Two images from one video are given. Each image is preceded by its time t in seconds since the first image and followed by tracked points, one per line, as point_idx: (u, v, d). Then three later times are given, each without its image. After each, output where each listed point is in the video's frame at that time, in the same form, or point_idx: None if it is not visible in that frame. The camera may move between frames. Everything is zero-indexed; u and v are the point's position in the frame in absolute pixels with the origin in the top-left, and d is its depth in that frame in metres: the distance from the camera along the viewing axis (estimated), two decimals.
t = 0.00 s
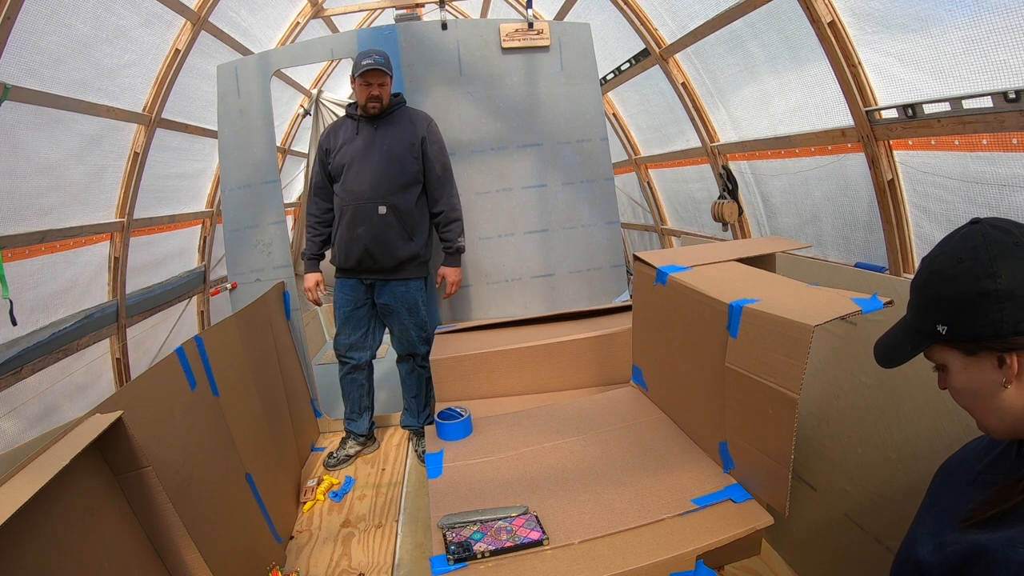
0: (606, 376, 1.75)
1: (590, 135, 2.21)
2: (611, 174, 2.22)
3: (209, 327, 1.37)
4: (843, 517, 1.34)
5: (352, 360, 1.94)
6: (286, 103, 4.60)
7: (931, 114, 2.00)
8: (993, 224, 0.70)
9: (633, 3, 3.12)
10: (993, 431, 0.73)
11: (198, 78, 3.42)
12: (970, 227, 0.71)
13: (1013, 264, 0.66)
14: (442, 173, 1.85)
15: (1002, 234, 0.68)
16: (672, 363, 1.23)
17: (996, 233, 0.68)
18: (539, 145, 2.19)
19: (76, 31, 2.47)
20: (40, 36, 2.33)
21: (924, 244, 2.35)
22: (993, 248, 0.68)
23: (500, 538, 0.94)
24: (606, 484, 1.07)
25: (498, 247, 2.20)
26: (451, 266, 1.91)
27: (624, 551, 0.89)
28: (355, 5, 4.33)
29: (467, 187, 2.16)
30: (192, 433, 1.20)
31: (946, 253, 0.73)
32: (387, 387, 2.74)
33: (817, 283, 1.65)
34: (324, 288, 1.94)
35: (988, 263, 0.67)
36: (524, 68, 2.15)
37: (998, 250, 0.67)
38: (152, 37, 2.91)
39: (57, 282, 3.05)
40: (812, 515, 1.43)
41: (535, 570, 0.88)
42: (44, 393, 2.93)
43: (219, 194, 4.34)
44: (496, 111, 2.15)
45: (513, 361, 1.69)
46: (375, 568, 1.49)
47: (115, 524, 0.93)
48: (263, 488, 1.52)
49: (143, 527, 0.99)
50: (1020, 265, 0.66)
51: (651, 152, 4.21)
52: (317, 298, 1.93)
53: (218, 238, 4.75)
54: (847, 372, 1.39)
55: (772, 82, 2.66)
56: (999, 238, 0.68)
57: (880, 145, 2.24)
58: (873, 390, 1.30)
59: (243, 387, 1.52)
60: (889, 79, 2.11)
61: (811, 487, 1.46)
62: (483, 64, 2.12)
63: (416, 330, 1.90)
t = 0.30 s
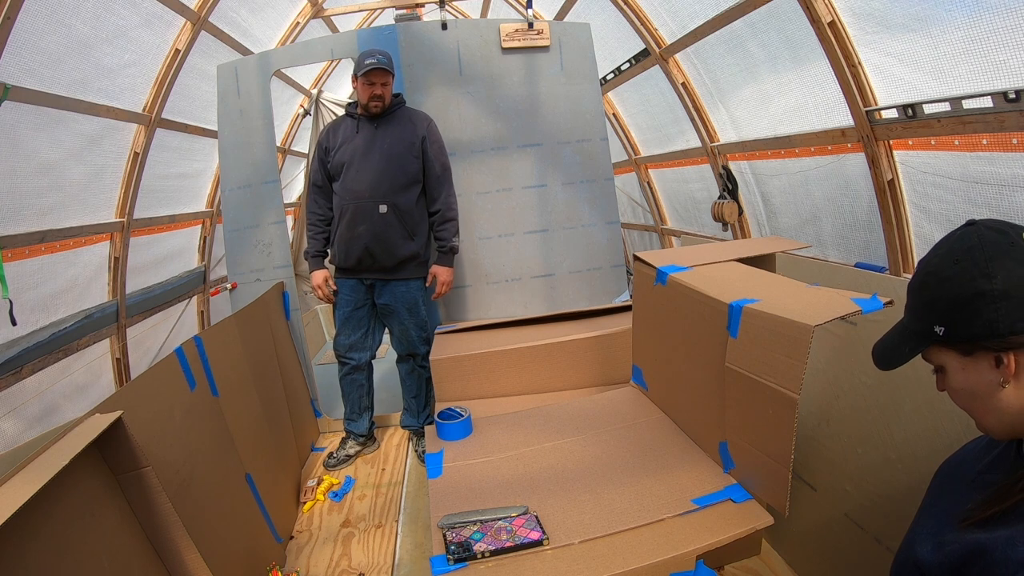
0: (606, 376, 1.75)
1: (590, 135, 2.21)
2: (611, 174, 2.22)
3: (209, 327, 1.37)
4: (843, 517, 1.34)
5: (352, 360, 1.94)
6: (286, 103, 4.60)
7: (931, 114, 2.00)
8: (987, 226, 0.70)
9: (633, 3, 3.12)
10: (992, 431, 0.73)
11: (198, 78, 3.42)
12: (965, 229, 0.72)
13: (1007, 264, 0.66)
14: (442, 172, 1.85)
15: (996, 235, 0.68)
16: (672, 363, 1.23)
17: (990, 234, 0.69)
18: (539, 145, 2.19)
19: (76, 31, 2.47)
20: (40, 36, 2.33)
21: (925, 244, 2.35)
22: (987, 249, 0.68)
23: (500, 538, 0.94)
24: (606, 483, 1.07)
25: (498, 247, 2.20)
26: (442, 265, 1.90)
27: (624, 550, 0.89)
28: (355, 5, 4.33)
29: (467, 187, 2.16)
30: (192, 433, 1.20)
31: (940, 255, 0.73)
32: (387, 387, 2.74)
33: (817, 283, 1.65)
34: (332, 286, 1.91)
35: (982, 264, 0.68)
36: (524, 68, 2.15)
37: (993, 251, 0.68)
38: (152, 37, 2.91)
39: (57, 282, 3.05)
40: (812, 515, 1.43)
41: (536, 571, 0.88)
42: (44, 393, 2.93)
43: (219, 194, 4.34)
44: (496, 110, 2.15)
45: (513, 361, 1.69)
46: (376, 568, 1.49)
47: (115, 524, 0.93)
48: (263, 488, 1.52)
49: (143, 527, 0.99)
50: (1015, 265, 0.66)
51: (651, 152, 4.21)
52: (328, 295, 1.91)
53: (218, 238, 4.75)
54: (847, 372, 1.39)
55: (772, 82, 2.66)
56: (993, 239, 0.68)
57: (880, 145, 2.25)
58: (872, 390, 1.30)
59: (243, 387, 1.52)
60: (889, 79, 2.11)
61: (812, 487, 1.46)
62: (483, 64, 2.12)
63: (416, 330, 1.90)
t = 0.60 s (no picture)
0: (606, 376, 1.75)
1: (590, 135, 2.21)
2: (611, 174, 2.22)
3: (209, 327, 1.37)
4: (843, 517, 1.34)
5: (353, 361, 1.94)
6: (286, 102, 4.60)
7: (931, 114, 2.00)
8: (982, 226, 0.70)
9: (633, 3, 3.12)
10: (989, 431, 0.73)
11: (198, 78, 3.42)
12: (961, 230, 0.71)
13: (1002, 264, 0.66)
14: (442, 172, 1.85)
15: (992, 236, 0.68)
16: (672, 363, 1.23)
17: (985, 235, 0.68)
18: (539, 145, 2.19)
19: (76, 30, 2.47)
20: (40, 36, 2.33)
21: (925, 244, 2.35)
22: (982, 250, 0.68)
23: (500, 538, 0.94)
24: (606, 483, 1.07)
25: (498, 247, 2.20)
26: (446, 265, 1.91)
27: (623, 550, 0.90)
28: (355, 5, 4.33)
29: (467, 187, 2.16)
30: (193, 433, 1.20)
31: (936, 256, 0.73)
32: (387, 387, 2.74)
33: (817, 283, 1.65)
34: (322, 288, 1.95)
35: (977, 264, 0.68)
36: (524, 68, 2.15)
37: (988, 251, 0.68)
38: (152, 37, 2.91)
39: (57, 282, 3.05)
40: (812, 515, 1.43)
41: (536, 571, 0.88)
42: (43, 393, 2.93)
43: (219, 194, 4.34)
44: (496, 110, 2.15)
45: (513, 361, 1.69)
46: (376, 568, 1.49)
47: (115, 524, 0.93)
48: (264, 488, 1.52)
49: (143, 527, 0.99)
50: (1010, 265, 0.66)
51: (651, 152, 4.21)
52: (314, 299, 1.93)
53: (218, 238, 4.75)
54: (847, 372, 1.38)
55: (772, 82, 2.66)
56: (988, 239, 0.68)
57: (880, 145, 2.24)
58: (873, 390, 1.29)
59: (243, 387, 1.52)
60: (889, 79, 2.11)
61: (812, 487, 1.46)
62: (483, 64, 2.12)
63: (416, 330, 1.90)
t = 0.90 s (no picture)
0: (606, 376, 1.75)
1: (590, 135, 2.21)
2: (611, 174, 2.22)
3: (209, 327, 1.37)
4: (843, 517, 1.34)
5: (353, 361, 1.94)
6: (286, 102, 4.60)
7: (931, 114, 2.00)
8: (980, 226, 0.70)
9: (633, 3, 3.12)
10: (989, 430, 0.73)
11: (198, 78, 3.42)
12: (959, 230, 0.71)
13: (1000, 263, 0.66)
14: (443, 173, 1.85)
15: (989, 235, 0.68)
16: (673, 363, 1.23)
17: (983, 234, 0.68)
18: (539, 145, 2.19)
19: (76, 30, 2.47)
20: (40, 36, 2.33)
21: (925, 244, 2.35)
22: (980, 249, 0.68)
23: (500, 538, 0.94)
24: (605, 483, 1.07)
25: (498, 247, 2.20)
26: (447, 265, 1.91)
27: (623, 550, 0.90)
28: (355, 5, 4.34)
29: (467, 187, 2.16)
30: (193, 434, 1.20)
31: (934, 255, 0.73)
32: (387, 387, 2.74)
33: (817, 283, 1.65)
34: (322, 289, 1.95)
35: (975, 263, 0.68)
36: (524, 68, 2.15)
37: (986, 250, 0.67)
38: (152, 37, 2.91)
39: (57, 282, 3.05)
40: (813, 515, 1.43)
41: (536, 571, 0.88)
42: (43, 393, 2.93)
43: (219, 194, 4.34)
44: (496, 110, 2.15)
45: (513, 361, 1.69)
46: (376, 568, 1.49)
47: (115, 524, 0.93)
48: (264, 488, 1.52)
49: (143, 527, 0.99)
50: (1008, 264, 0.66)
51: (651, 152, 4.21)
52: (314, 299, 1.92)
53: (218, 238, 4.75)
54: (847, 372, 1.38)
55: (772, 82, 2.66)
56: (985, 239, 0.68)
57: (880, 145, 2.24)
58: (873, 390, 1.29)
59: (243, 387, 1.51)
60: (889, 80, 2.11)
61: (812, 487, 1.46)
62: (483, 64, 2.12)
63: (416, 330, 1.90)
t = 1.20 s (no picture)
0: (606, 376, 1.75)
1: (590, 135, 2.21)
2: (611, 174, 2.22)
3: (209, 327, 1.37)
4: (843, 517, 1.34)
5: (353, 361, 1.94)
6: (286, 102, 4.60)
7: (931, 114, 2.00)
8: (979, 225, 0.70)
9: (633, 3, 3.12)
10: (989, 430, 0.73)
11: (198, 78, 3.42)
12: (956, 229, 0.72)
13: (998, 260, 0.67)
14: (443, 172, 1.85)
15: (987, 233, 0.68)
16: (672, 363, 1.23)
17: (981, 233, 0.69)
18: (539, 145, 2.19)
19: (76, 30, 2.47)
20: (40, 36, 2.33)
21: (924, 244, 2.35)
22: (978, 247, 0.68)
23: (500, 538, 0.94)
24: (606, 483, 1.07)
25: (498, 247, 2.20)
26: (447, 265, 1.91)
27: (623, 550, 0.90)
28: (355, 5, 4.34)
29: (467, 187, 2.16)
30: (193, 434, 1.20)
31: (932, 254, 0.73)
32: (387, 387, 2.74)
33: (817, 283, 1.65)
34: (329, 289, 1.95)
35: (974, 261, 0.68)
36: (524, 67, 2.15)
37: (984, 249, 0.68)
38: (152, 37, 2.91)
39: (57, 282, 3.05)
40: (812, 515, 1.43)
41: (535, 571, 0.88)
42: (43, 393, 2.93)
43: (219, 194, 4.34)
44: (496, 110, 2.15)
45: (512, 361, 1.69)
46: (376, 568, 1.49)
47: (115, 524, 0.93)
48: (264, 488, 1.52)
49: (143, 528, 0.99)
50: (1006, 261, 0.66)
51: (651, 152, 4.21)
52: (322, 299, 1.93)
53: (218, 238, 4.74)
54: (847, 372, 1.38)
55: (772, 82, 2.66)
56: (983, 237, 0.68)
57: (880, 145, 2.25)
58: (873, 390, 1.29)
59: (243, 387, 1.51)
60: (889, 80, 2.11)
61: (812, 487, 1.46)
62: (483, 64, 2.12)
63: (417, 330, 1.90)
